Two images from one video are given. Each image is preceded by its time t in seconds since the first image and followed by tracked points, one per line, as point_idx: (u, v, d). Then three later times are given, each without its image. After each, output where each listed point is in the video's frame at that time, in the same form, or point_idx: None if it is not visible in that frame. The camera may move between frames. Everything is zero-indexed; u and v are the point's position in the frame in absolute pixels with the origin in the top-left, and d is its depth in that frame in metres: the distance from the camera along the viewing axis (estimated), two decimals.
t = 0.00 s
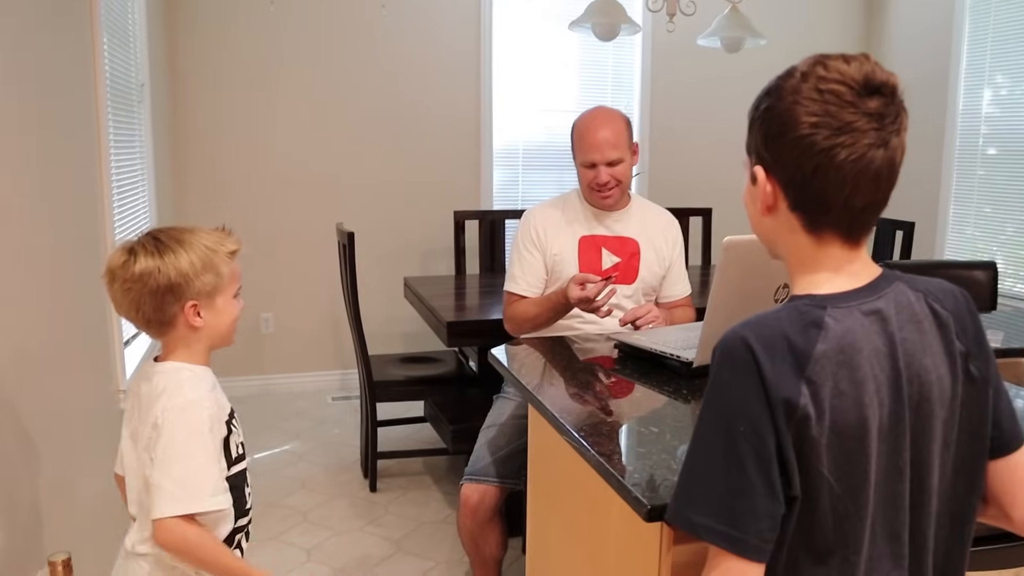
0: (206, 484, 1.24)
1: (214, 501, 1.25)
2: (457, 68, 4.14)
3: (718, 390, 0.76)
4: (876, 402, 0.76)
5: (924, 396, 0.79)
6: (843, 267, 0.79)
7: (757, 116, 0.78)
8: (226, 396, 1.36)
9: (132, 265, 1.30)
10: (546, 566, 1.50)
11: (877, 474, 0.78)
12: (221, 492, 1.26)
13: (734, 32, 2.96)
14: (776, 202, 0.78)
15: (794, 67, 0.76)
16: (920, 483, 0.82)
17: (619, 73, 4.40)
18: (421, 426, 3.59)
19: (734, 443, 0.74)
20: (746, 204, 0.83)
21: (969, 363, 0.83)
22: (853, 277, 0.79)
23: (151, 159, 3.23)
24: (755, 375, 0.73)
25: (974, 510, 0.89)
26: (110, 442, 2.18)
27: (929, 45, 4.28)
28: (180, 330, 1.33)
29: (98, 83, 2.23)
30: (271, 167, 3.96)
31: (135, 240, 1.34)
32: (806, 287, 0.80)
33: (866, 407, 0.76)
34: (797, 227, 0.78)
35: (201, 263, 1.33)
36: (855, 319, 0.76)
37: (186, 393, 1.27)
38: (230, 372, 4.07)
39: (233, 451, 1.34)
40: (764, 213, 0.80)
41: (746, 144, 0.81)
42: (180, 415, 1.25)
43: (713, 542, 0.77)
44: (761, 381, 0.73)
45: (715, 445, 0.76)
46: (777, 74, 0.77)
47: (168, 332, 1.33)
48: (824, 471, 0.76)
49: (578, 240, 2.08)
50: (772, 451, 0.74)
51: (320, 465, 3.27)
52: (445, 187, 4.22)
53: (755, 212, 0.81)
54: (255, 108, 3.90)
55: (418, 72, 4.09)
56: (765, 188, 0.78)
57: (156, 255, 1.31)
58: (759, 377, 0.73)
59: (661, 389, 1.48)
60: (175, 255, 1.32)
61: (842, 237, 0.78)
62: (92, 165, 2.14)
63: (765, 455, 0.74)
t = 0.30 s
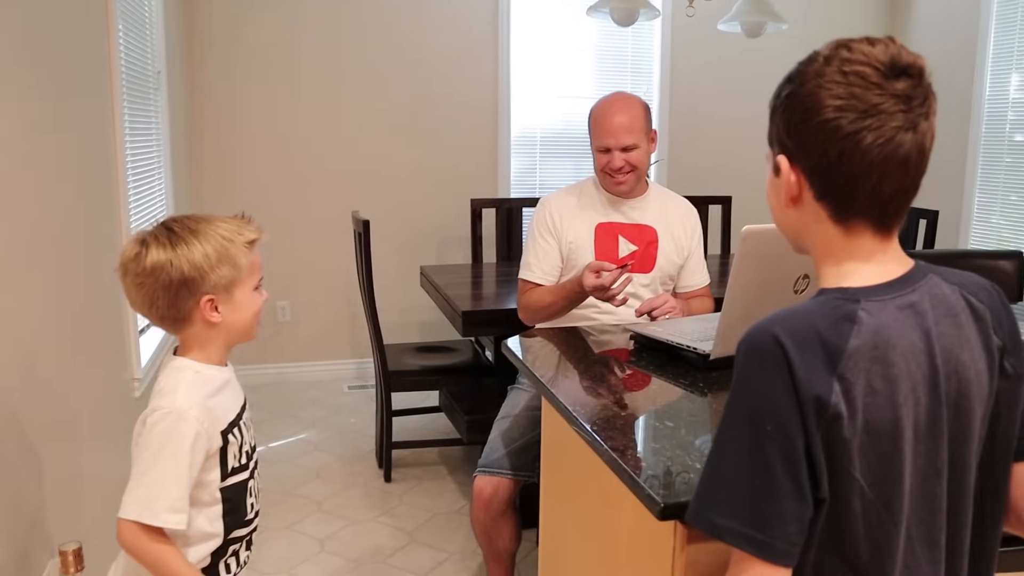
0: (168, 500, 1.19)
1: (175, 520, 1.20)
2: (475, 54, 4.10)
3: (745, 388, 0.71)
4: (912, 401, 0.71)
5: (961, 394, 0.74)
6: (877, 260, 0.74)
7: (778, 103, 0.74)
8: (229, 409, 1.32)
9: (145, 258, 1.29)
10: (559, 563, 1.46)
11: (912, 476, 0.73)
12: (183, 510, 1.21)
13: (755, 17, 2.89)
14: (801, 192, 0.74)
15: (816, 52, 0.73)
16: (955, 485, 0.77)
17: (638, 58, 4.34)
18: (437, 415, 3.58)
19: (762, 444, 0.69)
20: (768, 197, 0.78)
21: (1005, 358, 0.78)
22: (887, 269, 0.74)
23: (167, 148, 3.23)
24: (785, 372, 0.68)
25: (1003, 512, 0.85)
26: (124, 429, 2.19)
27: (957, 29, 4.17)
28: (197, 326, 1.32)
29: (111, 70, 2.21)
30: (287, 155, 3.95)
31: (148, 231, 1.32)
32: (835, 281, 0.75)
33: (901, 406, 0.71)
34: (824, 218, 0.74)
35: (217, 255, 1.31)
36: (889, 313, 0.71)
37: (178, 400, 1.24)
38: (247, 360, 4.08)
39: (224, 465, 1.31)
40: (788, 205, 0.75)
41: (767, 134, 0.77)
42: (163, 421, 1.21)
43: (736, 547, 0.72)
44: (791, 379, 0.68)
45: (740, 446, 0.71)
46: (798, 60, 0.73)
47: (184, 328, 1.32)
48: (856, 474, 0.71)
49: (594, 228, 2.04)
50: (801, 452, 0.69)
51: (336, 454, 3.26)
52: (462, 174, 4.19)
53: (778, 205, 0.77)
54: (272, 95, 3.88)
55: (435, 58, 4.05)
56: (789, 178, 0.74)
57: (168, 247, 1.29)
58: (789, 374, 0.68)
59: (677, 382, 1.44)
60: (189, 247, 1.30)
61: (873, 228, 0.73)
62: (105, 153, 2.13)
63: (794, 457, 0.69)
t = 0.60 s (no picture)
0: (149, 524, 1.16)
1: (157, 543, 1.17)
2: (471, 48, 4.04)
3: (758, 400, 0.66)
4: (940, 417, 0.66)
5: (996, 411, 0.69)
6: (906, 265, 0.69)
7: (799, 96, 0.69)
8: (212, 422, 1.27)
9: (128, 262, 1.23)
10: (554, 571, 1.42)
11: (938, 497, 0.68)
12: (166, 532, 1.18)
13: (754, 11, 2.84)
14: (822, 191, 0.69)
15: (841, 41, 0.68)
16: (986, 507, 0.72)
17: (636, 54, 4.29)
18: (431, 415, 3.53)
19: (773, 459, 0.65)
20: (788, 199, 0.74)
21: None
22: (917, 274, 0.69)
23: (159, 143, 3.17)
24: (801, 385, 0.64)
25: None
26: (111, 430, 2.13)
27: (958, 25, 4.13)
28: (181, 335, 1.27)
29: (99, 62, 2.15)
30: (279, 150, 3.89)
31: (131, 231, 1.27)
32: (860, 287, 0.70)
33: (928, 423, 0.66)
34: (848, 219, 0.69)
35: (206, 263, 1.26)
36: (917, 322, 0.66)
37: (156, 417, 1.19)
38: (239, 358, 4.03)
39: (207, 480, 1.27)
40: (809, 205, 0.71)
41: (787, 131, 0.72)
42: (139, 441, 1.17)
43: (744, 566, 0.68)
44: (807, 392, 0.63)
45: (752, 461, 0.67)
46: (822, 51, 0.69)
47: (167, 336, 1.27)
48: (876, 494, 0.66)
49: (590, 226, 2.00)
50: (817, 471, 0.64)
51: (328, 453, 3.22)
52: (457, 170, 4.14)
53: (797, 207, 0.72)
54: (264, 89, 3.82)
55: (432, 52, 4.00)
56: (810, 176, 0.69)
57: (154, 251, 1.24)
58: (805, 386, 0.64)
59: (676, 386, 1.39)
60: (176, 252, 1.25)
61: (902, 230, 0.68)
62: (93, 148, 2.07)
63: (809, 475, 0.64)
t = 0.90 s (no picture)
0: (127, 549, 1.11)
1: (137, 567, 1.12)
2: (459, 54, 4.00)
3: (785, 436, 0.62)
4: (980, 455, 0.62)
5: None
6: (932, 285, 0.65)
7: (829, 97, 0.66)
8: (183, 437, 1.23)
9: (96, 267, 1.17)
10: None
11: (974, 541, 0.64)
12: (145, 554, 1.13)
13: (746, 20, 2.82)
14: (845, 198, 0.65)
15: (879, 45, 0.65)
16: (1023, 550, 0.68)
17: (625, 62, 4.27)
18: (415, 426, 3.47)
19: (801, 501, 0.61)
20: (811, 207, 0.70)
21: None
22: (943, 296, 0.65)
23: (138, 147, 3.10)
24: (833, 421, 0.59)
25: None
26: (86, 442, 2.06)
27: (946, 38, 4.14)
28: (149, 346, 1.21)
29: (77, 62, 2.09)
30: (263, 156, 3.83)
31: (101, 235, 1.21)
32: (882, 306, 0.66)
33: (968, 462, 0.61)
34: (871, 229, 0.65)
35: (179, 271, 1.21)
36: (955, 352, 0.62)
37: (123, 437, 1.14)
38: (219, 366, 3.95)
39: (181, 499, 1.22)
40: (830, 213, 0.67)
41: (815, 135, 0.69)
42: (107, 463, 1.12)
43: None
44: (840, 429, 0.59)
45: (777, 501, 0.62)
46: (858, 53, 0.66)
47: (134, 347, 1.21)
48: (911, 538, 0.62)
49: (582, 236, 1.95)
50: (848, 514, 0.60)
51: (310, 466, 3.14)
52: (444, 177, 4.09)
53: (819, 215, 0.68)
54: (248, 93, 3.76)
55: (420, 58, 3.95)
56: (833, 180, 0.65)
57: (125, 257, 1.18)
58: (838, 423, 0.59)
59: (673, 403, 1.34)
60: (148, 258, 1.19)
61: (930, 248, 0.64)
62: (71, 151, 2.01)
63: (840, 519, 0.60)
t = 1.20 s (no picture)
0: (127, 551, 1.08)
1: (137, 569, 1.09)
2: (456, 63, 3.97)
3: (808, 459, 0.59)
4: (1012, 485, 0.60)
5: None
6: (968, 305, 0.63)
7: (870, 102, 0.64)
8: (173, 437, 1.20)
9: (77, 276, 1.13)
10: None
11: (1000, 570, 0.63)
12: (144, 556, 1.10)
13: (746, 32, 2.81)
14: (881, 207, 0.63)
15: (926, 52, 0.63)
16: None
17: (622, 73, 4.25)
18: (408, 437, 3.43)
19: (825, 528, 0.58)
20: (841, 218, 0.67)
21: None
22: (979, 317, 0.63)
23: (132, 153, 3.06)
24: (861, 447, 0.57)
25: None
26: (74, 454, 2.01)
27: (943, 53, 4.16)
28: (134, 353, 1.18)
29: (71, 66, 2.05)
30: (257, 162, 3.79)
31: (79, 243, 1.16)
32: (914, 320, 0.64)
33: (999, 494, 0.60)
34: (907, 242, 0.62)
35: (161, 276, 1.17)
36: (991, 378, 0.60)
37: (119, 439, 1.11)
38: (210, 375, 3.89)
39: (173, 500, 1.19)
40: (864, 223, 0.64)
41: (852, 142, 0.66)
42: (103, 467, 1.09)
43: None
44: (868, 456, 0.57)
45: (797, 528, 0.60)
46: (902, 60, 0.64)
47: (118, 353, 1.18)
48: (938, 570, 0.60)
49: (582, 248, 1.93)
50: (872, 545, 0.57)
51: (301, 476, 3.10)
52: (439, 186, 4.06)
53: (850, 225, 0.66)
54: (242, 99, 3.73)
55: (417, 66, 3.93)
56: (871, 187, 0.63)
57: (106, 265, 1.14)
58: (866, 449, 0.57)
59: (675, 419, 1.31)
60: (129, 264, 1.15)
61: (967, 265, 0.62)
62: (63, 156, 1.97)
63: (864, 550, 0.57)
